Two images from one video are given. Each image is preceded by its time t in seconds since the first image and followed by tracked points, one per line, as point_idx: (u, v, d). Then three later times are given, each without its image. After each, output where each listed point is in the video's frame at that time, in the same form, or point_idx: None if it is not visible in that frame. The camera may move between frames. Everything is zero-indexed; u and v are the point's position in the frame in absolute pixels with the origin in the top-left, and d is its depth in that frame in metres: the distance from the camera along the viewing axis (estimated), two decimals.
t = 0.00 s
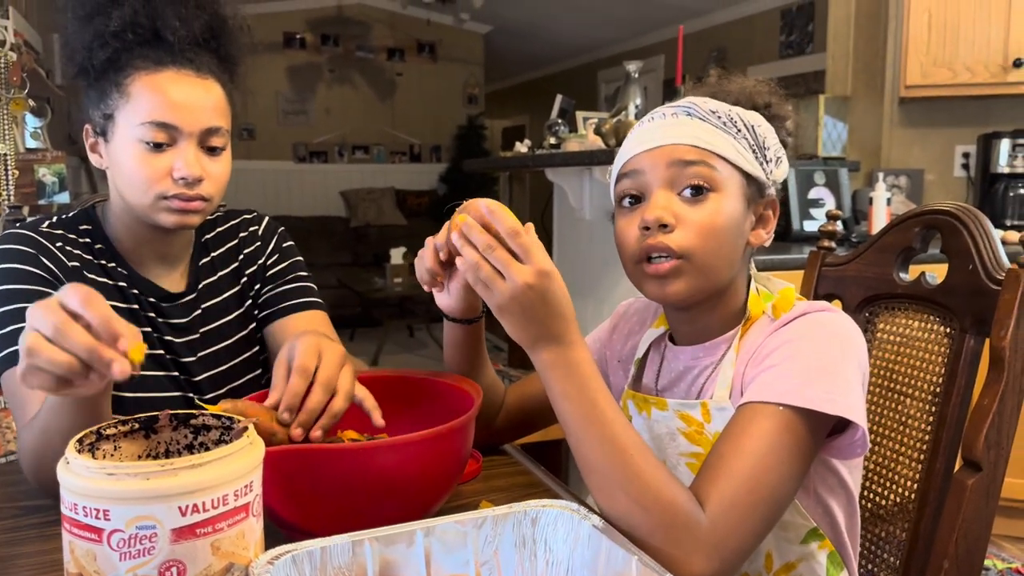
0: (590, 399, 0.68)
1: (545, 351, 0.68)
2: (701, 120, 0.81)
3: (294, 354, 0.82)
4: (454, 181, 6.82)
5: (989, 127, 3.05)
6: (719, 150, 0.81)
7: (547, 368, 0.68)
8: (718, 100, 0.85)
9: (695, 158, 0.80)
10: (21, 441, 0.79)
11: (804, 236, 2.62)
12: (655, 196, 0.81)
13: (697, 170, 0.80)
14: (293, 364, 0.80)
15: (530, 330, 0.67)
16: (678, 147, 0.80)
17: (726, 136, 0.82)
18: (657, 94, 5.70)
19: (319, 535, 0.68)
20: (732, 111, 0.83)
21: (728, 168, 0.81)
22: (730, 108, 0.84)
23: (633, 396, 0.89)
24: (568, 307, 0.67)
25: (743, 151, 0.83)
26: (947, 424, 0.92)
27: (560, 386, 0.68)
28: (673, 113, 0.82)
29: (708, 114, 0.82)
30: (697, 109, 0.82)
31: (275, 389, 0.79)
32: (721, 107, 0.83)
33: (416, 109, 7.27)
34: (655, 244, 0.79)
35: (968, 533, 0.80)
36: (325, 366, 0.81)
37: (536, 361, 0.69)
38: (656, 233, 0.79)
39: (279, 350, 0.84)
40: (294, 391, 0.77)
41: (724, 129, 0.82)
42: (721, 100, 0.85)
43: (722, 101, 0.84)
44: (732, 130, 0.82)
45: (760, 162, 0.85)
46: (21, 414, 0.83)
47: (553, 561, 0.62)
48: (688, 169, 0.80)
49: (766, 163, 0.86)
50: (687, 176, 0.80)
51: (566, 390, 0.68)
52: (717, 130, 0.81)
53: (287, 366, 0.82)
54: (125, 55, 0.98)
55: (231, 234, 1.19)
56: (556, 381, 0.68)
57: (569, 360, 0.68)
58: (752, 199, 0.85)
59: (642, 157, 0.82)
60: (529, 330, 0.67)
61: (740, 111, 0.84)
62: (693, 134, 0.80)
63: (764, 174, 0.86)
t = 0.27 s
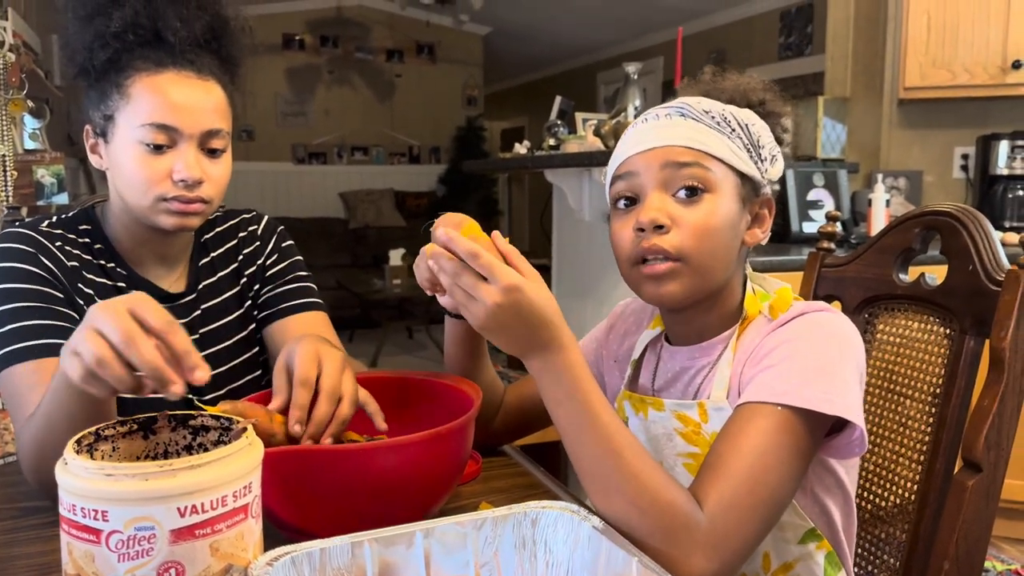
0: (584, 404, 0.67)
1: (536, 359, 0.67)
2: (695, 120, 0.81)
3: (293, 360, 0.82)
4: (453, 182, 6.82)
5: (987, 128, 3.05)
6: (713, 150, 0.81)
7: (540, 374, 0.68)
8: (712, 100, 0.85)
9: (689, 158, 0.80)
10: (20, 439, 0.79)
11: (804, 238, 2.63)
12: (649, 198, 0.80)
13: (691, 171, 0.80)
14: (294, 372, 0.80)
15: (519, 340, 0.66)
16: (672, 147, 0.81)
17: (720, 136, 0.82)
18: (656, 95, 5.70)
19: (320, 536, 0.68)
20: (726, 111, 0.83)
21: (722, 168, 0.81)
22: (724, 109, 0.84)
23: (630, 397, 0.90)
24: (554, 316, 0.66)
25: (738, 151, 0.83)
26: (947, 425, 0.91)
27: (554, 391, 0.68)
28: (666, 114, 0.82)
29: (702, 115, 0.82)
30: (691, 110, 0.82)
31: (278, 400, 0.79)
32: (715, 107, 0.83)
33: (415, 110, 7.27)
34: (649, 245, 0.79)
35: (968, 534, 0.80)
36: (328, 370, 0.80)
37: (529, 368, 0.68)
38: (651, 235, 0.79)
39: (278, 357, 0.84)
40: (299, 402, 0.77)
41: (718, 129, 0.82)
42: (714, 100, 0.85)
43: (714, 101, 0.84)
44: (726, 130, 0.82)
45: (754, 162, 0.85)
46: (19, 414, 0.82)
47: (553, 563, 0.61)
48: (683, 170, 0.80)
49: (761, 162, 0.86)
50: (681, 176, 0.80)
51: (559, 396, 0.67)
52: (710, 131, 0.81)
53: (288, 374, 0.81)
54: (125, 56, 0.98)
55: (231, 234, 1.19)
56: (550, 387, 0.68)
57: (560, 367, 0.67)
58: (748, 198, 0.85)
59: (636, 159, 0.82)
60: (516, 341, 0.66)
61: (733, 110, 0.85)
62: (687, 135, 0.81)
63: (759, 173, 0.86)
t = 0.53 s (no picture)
0: (576, 409, 0.67)
1: (528, 365, 0.67)
2: (689, 128, 0.81)
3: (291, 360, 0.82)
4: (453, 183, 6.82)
5: (986, 130, 3.05)
6: (706, 159, 0.80)
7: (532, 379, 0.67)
8: (706, 105, 0.84)
9: (684, 168, 0.80)
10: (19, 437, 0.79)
11: (803, 239, 2.63)
12: (643, 209, 0.80)
13: (685, 181, 0.80)
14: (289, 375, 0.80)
15: (510, 347, 0.65)
16: (666, 157, 0.80)
17: (714, 144, 0.81)
18: (655, 97, 5.71)
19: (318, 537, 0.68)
20: (720, 117, 0.83)
21: (716, 177, 0.81)
22: (718, 114, 0.83)
23: (623, 402, 0.90)
24: (544, 322, 0.65)
25: (732, 159, 0.82)
26: (946, 426, 0.91)
27: (547, 396, 0.67)
28: (661, 121, 0.82)
29: (696, 122, 0.81)
30: (685, 116, 0.82)
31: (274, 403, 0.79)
32: (709, 113, 0.82)
33: (414, 111, 7.27)
34: (644, 257, 0.79)
35: (968, 535, 0.80)
36: (324, 372, 0.80)
37: (520, 374, 0.68)
38: (644, 246, 0.79)
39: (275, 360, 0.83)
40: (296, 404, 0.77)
41: (712, 138, 0.81)
42: (707, 104, 0.85)
43: (709, 106, 0.84)
44: (720, 138, 0.82)
45: (748, 169, 0.85)
46: (18, 414, 0.82)
47: (552, 564, 0.61)
48: (678, 180, 0.80)
49: (754, 168, 0.86)
50: (675, 187, 0.80)
51: (553, 401, 0.67)
52: (705, 139, 0.81)
53: (285, 376, 0.81)
54: (126, 58, 0.98)
55: (231, 234, 1.19)
56: (543, 392, 0.68)
57: (550, 372, 0.67)
58: (741, 206, 0.84)
59: (629, 167, 0.82)
60: (507, 347, 0.65)
61: (727, 116, 0.84)
62: (681, 145, 0.80)
63: (752, 181, 0.85)
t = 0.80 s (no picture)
0: (575, 409, 0.67)
1: (527, 365, 0.67)
2: (686, 130, 0.81)
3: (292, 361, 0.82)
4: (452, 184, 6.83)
5: (986, 130, 3.06)
6: (703, 162, 0.81)
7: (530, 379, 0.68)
8: (703, 108, 0.84)
9: (680, 170, 0.80)
10: (21, 440, 0.79)
11: (803, 239, 2.64)
12: (638, 210, 0.80)
13: (682, 184, 0.80)
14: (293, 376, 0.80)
15: (509, 348, 0.66)
16: (662, 159, 0.80)
17: (710, 147, 0.81)
18: (654, 97, 5.71)
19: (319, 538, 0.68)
20: (717, 121, 0.83)
21: (712, 180, 0.81)
22: (716, 117, 0.83)
23: (617, 403, 0.90)
24: (543, 323, 0.66)
25: (728, 162, 0.82)
26: (946, 426, 0.91)
27: (546, 396, 0.68)
28: (658, 122, 0.82)
29: (693, 125, 0.81)
30: (682, 119, 0.82)
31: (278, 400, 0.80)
32: (707, 116, 0.83)
33: (413, 112, 7.28)
34: (640, 259, 0.79)
35: (967, 536, 0.80)
36: (328, 371, 0.80)
37: (518, 375, 0.68)
38: (640, 249, 0.79)
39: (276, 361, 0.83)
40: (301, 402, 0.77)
41: (708, 140, 0.81)
42: (705, 107, 0.85)
43: (706, 109, 0.84)
44: (717, 141, 0.82)
45: (744, 172, 0.85)
46: (19, 414, 0.82)
47: (552, 564, 0.61)
48: (674, 182, 0.80)
49: (749, 171, 0.86)
50: (671, 190, 0.80)
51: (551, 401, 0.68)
52: (702, 141, 0.81)
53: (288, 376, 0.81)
54: (129, 58, 0.98)
55: (232, 234, 1.19)
56: (541, 393, 0.68)
57: (549, 373, 0.67)
58: (736, 209, 0.85)
59: (625, 168, 0.82)
60: (506, 349, 0.66)
61: (724, 119, 0.84)
62: (677, 147, 0.80)
63: (748, 184, 0.86)
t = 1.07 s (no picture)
0: (576, 409, 0.67)
1: (529, 364, 0.67)
2: (681, 128, 0.81)
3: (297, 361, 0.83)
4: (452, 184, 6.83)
5: (985, 130, 3.06)
6: (697, 159, 0.81)
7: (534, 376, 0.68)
8: (698, 106, 0.84)
9: (675, 168, 0.80)
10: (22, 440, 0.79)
11: (802, 240, 2.64)
12: (633, 208, 0.80)
13: (677, 181, 0.80)
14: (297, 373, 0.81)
15: (512, 347, 0.66)
16: (657, 156, 0.80)
17: (705, 145, 0.81)
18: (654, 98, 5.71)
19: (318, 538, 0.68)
20: (712, 118, 0.83)
21: (707, 178, 0.81)
22: (710, 115, 0.83)
23: (616, 402, 0.89)
24: (548, 321, 0.66)
25: (723, 160, 0.82)
26: (945, 426, 0.91)
27: (548, 394, 0.68)
28: (653, 121, 0.82)
29: (688, 123, 0.81)
30: (677, 117, 0.82)
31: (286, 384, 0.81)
32: (701, 114, 0.83)
33: (413, 111, 7.28)
34: (635, 255, 0.79)
35: (967, 536, 0.80)
36: (334, 370, 0.81)
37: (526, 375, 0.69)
38: (636, 245, 0.79)
39: (280, 359, 0.84)
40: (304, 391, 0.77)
41: (703, 138, 0.81)
42: (701, 105, 0.85)
43: (701, 107, 0.84)
44: (712, 139, 0.82)
45: (740, 170, 0.85)
46: (18, 413, 0.82)
47: (551, 564, 0.61)
48: (668, 179, 0.80)
49: (746, 169, 0.86)
50: (666, 187, 0.80)
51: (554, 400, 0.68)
52: (697, 139, 0.81)
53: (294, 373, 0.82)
54: (128, 58, 0.98)
55: (231, 235, 1.18)
56: (543, 392, 0.68)
57: (552, 373, 0.67)
58: (732, 207, 0.85)
59: (621, 166, 0.82)
60: (509, 348, 0.66)
61: (720, 117, 0.84)
62: (672, 144, 0.80)
63: (744, 182, 0.86)
